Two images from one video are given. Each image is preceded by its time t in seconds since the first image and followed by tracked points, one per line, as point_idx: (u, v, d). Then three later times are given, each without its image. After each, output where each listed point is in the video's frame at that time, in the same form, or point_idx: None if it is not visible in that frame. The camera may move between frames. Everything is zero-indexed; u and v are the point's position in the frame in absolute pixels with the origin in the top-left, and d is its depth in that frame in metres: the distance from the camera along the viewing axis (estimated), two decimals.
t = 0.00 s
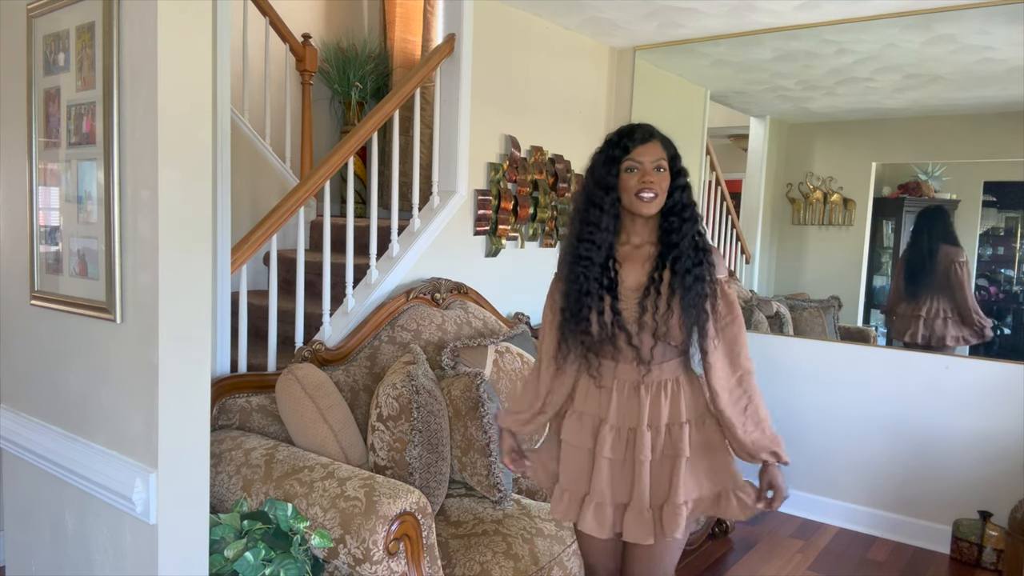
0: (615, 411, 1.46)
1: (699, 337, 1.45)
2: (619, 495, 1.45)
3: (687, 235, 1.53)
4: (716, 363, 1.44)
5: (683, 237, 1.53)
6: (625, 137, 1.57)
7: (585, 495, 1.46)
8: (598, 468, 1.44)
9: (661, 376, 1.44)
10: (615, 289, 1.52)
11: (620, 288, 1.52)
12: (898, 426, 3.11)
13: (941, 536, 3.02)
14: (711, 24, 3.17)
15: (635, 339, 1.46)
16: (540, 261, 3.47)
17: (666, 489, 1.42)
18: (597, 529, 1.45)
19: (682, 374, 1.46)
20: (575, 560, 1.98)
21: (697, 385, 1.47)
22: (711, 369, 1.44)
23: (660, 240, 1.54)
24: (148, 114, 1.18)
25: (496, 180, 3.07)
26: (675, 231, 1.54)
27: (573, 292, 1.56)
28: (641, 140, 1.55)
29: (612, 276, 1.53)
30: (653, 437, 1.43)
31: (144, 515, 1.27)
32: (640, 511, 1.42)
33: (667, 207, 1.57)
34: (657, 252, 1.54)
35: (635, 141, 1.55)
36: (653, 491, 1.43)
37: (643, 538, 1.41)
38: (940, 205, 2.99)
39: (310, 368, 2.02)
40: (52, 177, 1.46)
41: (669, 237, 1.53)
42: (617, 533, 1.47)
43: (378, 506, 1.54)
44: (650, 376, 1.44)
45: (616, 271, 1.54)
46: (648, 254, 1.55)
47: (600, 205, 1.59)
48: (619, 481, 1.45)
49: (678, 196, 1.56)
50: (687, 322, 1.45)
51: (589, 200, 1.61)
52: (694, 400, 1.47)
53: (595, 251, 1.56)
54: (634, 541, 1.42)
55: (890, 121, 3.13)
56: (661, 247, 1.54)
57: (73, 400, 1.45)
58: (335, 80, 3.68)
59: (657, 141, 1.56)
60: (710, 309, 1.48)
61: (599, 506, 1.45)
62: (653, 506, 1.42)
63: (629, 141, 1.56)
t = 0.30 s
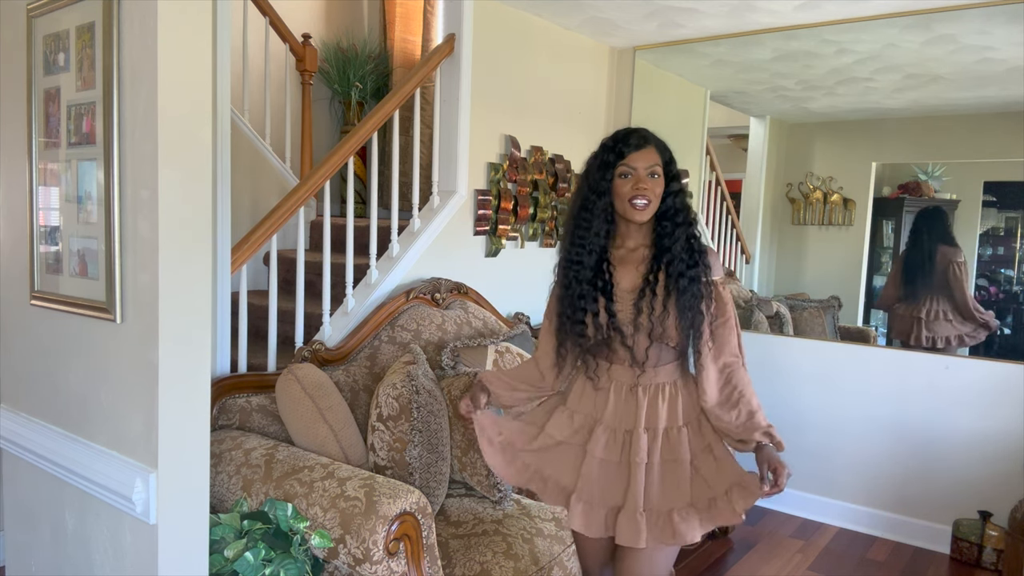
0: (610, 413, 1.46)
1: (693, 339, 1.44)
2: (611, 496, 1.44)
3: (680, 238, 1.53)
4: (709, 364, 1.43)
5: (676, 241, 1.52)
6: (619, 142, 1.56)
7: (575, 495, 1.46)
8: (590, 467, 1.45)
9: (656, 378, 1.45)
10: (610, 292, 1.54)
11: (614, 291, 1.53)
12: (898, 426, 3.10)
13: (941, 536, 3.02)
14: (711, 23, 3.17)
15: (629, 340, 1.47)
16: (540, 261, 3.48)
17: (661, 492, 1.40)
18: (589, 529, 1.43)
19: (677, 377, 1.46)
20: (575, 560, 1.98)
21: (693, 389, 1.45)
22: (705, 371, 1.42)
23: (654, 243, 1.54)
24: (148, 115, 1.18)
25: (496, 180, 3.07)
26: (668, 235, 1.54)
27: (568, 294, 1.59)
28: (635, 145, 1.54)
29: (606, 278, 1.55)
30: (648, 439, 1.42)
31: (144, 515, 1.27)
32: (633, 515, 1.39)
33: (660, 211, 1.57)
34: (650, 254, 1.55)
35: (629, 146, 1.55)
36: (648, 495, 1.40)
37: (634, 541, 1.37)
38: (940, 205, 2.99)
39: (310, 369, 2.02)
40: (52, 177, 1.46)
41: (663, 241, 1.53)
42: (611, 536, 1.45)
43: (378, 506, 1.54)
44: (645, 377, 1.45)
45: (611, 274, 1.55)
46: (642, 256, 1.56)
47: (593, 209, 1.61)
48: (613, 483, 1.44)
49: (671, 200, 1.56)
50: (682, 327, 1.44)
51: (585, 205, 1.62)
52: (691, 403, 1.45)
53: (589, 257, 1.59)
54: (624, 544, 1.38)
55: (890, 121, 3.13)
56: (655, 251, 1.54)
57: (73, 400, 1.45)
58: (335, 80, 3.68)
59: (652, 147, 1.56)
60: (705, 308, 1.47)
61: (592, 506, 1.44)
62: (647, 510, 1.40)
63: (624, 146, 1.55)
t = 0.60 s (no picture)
0: (607, 414, 1.47)
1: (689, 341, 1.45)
2: (603, 497, 1.45)
3: (672, 237, 1.52)
4: (709, 363, 1.40)
5: (668, 240, 1.51)
6: (623, 146, 1.56)
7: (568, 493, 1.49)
8: (583, 467, 1.47)
9: (654, 381, 1.44)
10: (607, 296, 1.54)
11: (612, 293, 1.53)
12: (898, 425, 3.10)
13: (941, 536, 3.02)
14: (711, 23, 3.16)
15: (626, 341, 1.46)
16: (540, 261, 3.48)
17: (654, 496, 1.40)
18: (579, 526, 1.46)
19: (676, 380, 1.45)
20: (575, 560, 1.98)
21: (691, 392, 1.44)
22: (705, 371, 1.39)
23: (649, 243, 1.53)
24: (148, 115, 1.18)
25: (496, 180, 3.07)
26: (660, 235, 1.53)
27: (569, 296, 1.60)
28: (638, 151, 1.54)
29: (604, 282, 1.55)
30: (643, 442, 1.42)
31: (144, 515, 1.27)
32: (621, 516, 1.40)
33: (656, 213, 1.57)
34: (647, 254, 1.54)
35: (632, 151, 1.55)
36: (639, 497, 1.41)
37: (620, 542, 1.39)
38: (940, 205, 2.99)
39: (310, 368, 2.02)
40: (52, 177, 1.46)
41: (656, 241, 1.53)
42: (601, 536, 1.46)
43: (378, 506, 1.54)
44: (643, 378, 1.45)
45: (609, 278, 1.56)
46: (638, 259, 1.55)
47: (596, 213, 1.59)
48: (606, 484, 1.45)
49: (667, 202, 1.55)
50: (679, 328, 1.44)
51: (586, 209, 1.61)
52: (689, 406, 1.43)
53: (590, 260, 1.59)
54: (611, 544, 1.40)
55: (890, 121, 3.13)
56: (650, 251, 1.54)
57: (73, 400, 1.45)
58: (335, 80, 3.68)
59: (655, 153, 1.56)
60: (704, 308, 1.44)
61: (584, 506, 1.46)
62: (636, 511, 1.40)
63: (627, 150, 1.55)
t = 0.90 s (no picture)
0: (606, 413, 1.46)
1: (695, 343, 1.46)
2: (600, 497, 1.44)
3: (682, 242, 1.52)
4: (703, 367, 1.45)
5: (679, 244, 1.52)
6: (627, 149, 1.56)
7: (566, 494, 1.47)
8: (582, 468, 1.45)
9: (655, 381, 1.44)
10: (610, 296, 1.53)
11: (615, 292, 1.53)
12: (898, 425, 3.10)
13: (941, 536, 3.02)
14: (711, 23, 3.16)
15: (629, 340, 1.47)
16: (540, 261, 3.48)
17: (651, 495, 1.39)
18: (575, 529, 1.44)
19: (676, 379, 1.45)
20: (575, 561, 1.98)
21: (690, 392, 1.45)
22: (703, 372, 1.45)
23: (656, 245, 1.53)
24: (147, 116, 1.19)
25: (496, 180, 3.07)
26: (671, 239, 1.53)
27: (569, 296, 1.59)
28: (642, 153, 1.54)
29: (606, 282, 1.55)
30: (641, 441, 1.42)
31: (144, 515, 1.27)
32: (619, 516, 1.39)
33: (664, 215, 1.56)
34: (653, 255, 1.54)
35: (637, 154, 1.54)
36: (636, 497, 1.39)
37: (617, 542, 1.37)
38: (940, 205, 2.99)
39: (310, 368, 2.02)
40: (52, 177, 1.46)
41: (665, 244, 1.53)
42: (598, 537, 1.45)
43: (378, 506, 1.54)
44: (644, 377, 1.45)
45: (612, 277, 1.55)
46: (644, 258, 1.55)
47: (599, 216, 1.59)
48: (603, 483, 1.44)
49: (676, 205, 1.55)
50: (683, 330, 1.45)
51: (590, 211, 1.60)
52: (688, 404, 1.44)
53: (592, 261, 1.58)
54: (608, 544, 1.39)
55: (890, 121, 3.13)
56: (656, 252, 1.54)
57: (73, 400, 1.45)
58: (335, 80, 3.68)
59: (659, 155, 1.55)
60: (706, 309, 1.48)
61: (581, 507, 1.45)
62: (634, 511, 1.39)
63: (631, 152, 1.54)
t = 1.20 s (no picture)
0: (607, 414, 1.46)
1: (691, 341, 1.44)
2: (603, 498, 1.44)
3: (681, 245, 1.51)
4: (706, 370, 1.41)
5: (677, 247, 1.51)
6: (626, 149, 1.55)
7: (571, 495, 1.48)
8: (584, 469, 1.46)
9: (653, 380, 1.44)
10: (609, 296, 1.53)
11: (616, 293, 1.53)
12: (899, 425, 3.10)
13: (941, 536, 3.02)
14: (711, 23, 3.16)
15: (627, 340, 1.47)
16: (540, 261, 3.48)
17: (652, 494, 1.41)
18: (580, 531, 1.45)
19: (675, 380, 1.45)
20: (575, 560, 1.98)
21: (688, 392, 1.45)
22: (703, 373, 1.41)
23: (655, 247, 1.53)
24: (147, 116, 1.18)
25: (496, 180, 3.07)
26: (670, 241, 1.52)
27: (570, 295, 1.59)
28: (641, 154, 1.53)
29: (606, 282, 1.55)
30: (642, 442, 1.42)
31: (144, 515, 1.27)
32: (620, 515, 1.40)
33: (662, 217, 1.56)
34: (653, 257, 1.54)
35: (636, 155, 1.54)
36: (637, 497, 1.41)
37: (619, 541, 1.39)
38: (940, 205, 2.99)
39: (310, 369, 2.02)
40: (52, 177, 1.46)
41: (664, 247, 1.52)
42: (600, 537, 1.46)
43: (378, 506, 1.54)
44: (643, 377, 1.44)
45: (612, 278, 1.54)
46: (643, 259, 1.55)
47: (602, 220, 1.58)
48: (605, 483, 1.45)
49: (674, 207, 1.55)
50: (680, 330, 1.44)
51: (591, 213, 1.60)
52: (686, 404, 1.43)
53: (593, 262, 1.58)
54: (608, 544, 1.41)
55: (890, 121, 3.13)
56: (656, 255, 1.53)
57: (73, 400, 1.45)
58: (335, 80, 3.68)
59: (659, 155, 1.55)
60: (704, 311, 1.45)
61: (584, 508, 1.45)
62: (633, 512, 1.41)
63: (629, 153, 1.54)
